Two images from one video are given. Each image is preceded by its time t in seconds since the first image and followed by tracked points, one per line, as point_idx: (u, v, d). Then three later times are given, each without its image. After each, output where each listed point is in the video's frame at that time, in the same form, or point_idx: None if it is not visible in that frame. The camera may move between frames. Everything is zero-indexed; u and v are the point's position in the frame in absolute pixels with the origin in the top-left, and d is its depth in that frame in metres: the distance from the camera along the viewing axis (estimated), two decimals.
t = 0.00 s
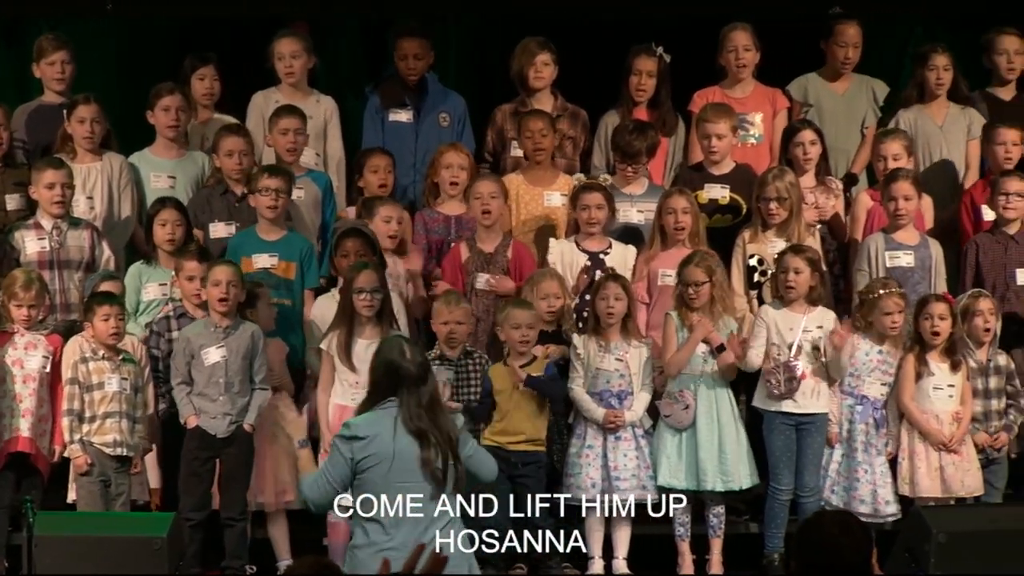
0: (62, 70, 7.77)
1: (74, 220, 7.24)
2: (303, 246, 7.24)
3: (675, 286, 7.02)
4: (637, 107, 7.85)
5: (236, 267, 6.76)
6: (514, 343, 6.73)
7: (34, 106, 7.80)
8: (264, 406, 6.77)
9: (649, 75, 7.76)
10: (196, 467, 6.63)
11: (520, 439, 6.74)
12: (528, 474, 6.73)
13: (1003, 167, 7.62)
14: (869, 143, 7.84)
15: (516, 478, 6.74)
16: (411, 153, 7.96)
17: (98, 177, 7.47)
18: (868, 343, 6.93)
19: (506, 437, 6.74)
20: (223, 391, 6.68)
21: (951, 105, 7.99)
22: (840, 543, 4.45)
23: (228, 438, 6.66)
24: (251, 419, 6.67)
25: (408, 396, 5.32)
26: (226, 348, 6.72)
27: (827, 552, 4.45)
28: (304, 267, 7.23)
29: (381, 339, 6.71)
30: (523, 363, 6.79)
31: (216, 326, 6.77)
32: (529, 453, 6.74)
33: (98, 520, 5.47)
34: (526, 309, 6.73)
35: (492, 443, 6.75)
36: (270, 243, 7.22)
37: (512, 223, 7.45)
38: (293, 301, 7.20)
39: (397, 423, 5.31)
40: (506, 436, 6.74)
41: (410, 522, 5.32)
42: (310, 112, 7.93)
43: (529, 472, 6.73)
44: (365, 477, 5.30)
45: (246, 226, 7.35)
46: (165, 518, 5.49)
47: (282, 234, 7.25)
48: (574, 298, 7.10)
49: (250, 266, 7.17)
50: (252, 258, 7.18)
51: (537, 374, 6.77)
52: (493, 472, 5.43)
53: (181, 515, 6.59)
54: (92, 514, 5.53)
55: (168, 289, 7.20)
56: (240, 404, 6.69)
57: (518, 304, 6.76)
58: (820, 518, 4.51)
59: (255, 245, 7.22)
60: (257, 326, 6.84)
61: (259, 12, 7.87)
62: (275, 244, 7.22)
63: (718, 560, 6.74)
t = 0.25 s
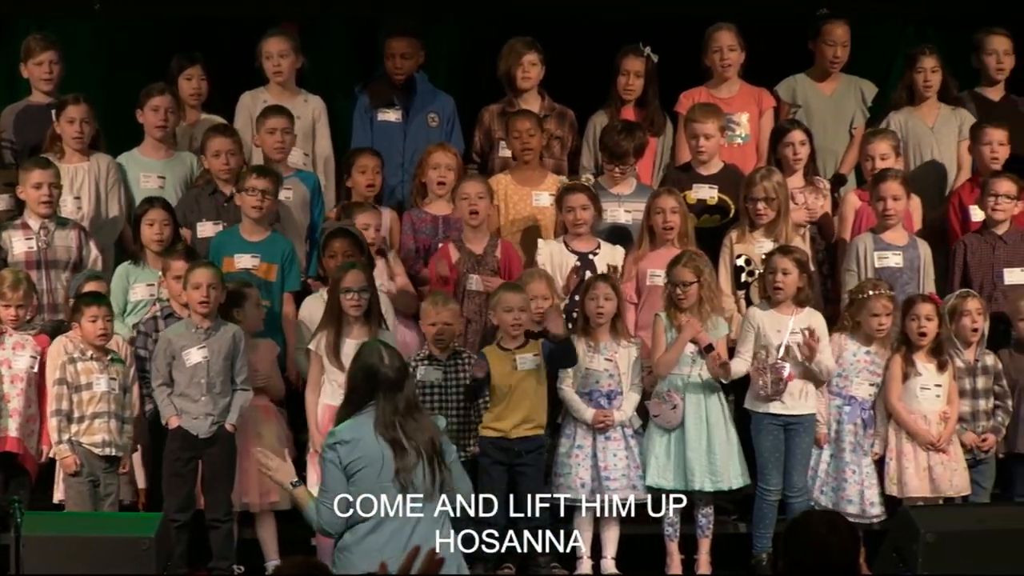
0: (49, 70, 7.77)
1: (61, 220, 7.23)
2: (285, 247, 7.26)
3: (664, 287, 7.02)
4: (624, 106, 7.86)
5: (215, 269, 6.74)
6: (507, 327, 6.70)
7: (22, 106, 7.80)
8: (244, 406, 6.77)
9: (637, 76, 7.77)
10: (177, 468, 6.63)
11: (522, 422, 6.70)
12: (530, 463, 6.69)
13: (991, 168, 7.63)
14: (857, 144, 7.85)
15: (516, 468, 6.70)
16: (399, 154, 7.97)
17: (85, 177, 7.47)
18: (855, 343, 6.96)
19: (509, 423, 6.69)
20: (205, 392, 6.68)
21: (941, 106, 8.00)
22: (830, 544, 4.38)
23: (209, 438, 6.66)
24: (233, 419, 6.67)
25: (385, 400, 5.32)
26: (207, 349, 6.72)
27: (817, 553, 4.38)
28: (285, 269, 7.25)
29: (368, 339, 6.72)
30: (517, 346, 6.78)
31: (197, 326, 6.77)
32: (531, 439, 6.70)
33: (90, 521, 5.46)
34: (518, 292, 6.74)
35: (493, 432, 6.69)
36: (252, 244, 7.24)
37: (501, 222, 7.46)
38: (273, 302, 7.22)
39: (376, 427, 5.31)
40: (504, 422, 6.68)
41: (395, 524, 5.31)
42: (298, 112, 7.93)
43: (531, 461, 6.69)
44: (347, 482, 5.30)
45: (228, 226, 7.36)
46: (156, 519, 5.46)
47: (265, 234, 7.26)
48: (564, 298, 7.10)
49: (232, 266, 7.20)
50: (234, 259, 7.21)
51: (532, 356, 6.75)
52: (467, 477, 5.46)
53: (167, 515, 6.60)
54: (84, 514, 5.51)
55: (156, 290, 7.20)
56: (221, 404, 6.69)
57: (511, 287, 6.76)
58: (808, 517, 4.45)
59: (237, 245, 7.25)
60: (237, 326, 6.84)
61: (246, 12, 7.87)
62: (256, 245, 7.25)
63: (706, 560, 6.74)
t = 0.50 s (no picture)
0: (37, 70, 7.77)
1: (48, 220, 7.23)
2: (264, 247, 7.26)
3: (653, 287, 7.02)
4: (613, 106, 7.85)
5: (202, 267, 6.75)
6: (497, 335, 6.69)
7: (9, 106, 7.80)
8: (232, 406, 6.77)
9: (626, 76, 7.77)
10: (165, 468, 6.62)
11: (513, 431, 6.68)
12: (522, 466, 6.69)
13: (978, 167, 7.60)
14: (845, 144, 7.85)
15: (508, 472, 6.70)
16: (388, 153, 7.95)
17: (71, 177, 7.47)
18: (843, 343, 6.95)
19: (500, 430, 6.67)
20: (193, 390, 6.67)
21: (930, 106, 7.99)
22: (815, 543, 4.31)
23: (197, 437, 6.66)
24: (221, 419, 6.67)
25: (395, 398, 5.25)
26: (195, 348, 6.72)
27: (803, 552, 4.31)
28: (264, 269, 7.25)
29: (353, 339, 6.74)
30: (510, 356, 6.73)
31: (184, 325, 6.77)
32: (523, 445, 6.69)
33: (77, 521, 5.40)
34: (508, 300, 6.73)
35: (486, 438, 6.67)
36: (233, 244, 7.24)
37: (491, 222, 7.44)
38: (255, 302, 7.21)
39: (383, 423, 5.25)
40: (498, 428, 6.66)
41: (388, 521, 5.25)
42: (286, 112, 7.94)
43: (524, 466, 6.69)
44: (346, 474, 5.26)
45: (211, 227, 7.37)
46: (144, 520, 5.41)
47: (245, 235, 7.26)
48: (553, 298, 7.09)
49: (211, 267, 7.18)
50: (215, 259, 7.20)
51: (525, 367, 6.70)
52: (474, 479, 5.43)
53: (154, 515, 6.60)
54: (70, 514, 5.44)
55: (145, 290, 7.19)
56: (209, 403, 6.69)
57: (500, 295, 6.76)
58: (795, 521, 4.38)
59: (218, 245, 7.25)
60: (224, 326, 6.85)
61: (233, 12, 7.86)
62: (239, 245, 7.24)
63: (694, 560, 6.74)
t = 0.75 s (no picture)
0: (26, 70, 7.77)
1: (38, 220, 7.24)
2: (255, 245, 7.28)
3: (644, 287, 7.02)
4: (603, 105, 7.86)
5: (196, 266, 6.75)
6: (489, 325, 6.68)
7: None
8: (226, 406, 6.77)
9: (616, 75, 7.79)
10: (158, 468, 6.62)
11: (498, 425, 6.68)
12: (509, 462, 6.68)
13: (967, 167, 7.58)
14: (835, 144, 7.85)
15: (496, 468, 6.69)
16: (380, 153, 7.95)
17: (61, 177, 7.46)
18: (831, 342, 6.97)
19: (484, 424, 6.68)
20: (187, 390, 6.67)
21: (921, 106, 7.99)
22: (806, 543, 4.33)
23: (192, 437, 6.66)
24: (215, 419, 6.68)
25: (411, 400, 5.24)
26: (190, 348, 6.72)
27: (793, 553, 4.33)
28: (257, 267, 7.27)
29: (339, 339, 6.74)
30: (498, 346, 6.74)
31: (179, 325, 6.76)
32: (509, 439, 6.68)
33: (66, 521, 5.40)
34: (500, 290, 6.73)
35: (470, 431, 6.68)
36: (224, 245, 7.26)
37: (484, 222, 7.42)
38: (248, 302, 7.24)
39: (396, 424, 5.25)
40: (481, 422, 6.67)
41: (380, 521, 5.24)
42: (275, 112, 7.94)
43: (510, 461, 6.68)
44: (347, 468, 5.25)
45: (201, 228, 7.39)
46: (133, 520, 5.42)
47: (235, 234, 7.28)
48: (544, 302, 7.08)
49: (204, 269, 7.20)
50: (207, 260, 7.22)
51: (512, 359, 6.70)
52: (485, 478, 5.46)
53: (146, 515, 6.60)
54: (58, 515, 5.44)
55: (136, 290, 7.19)
56: (204, 403, 6.69)
57: (492, 285, 6.76)
58: (786, 521, 4.38)
59: (209, 247, 7.27)
60: (218, 326, 6.84)
61: (222, 12, 7.86)
62: (229, 245, 7.26)
63: (683, 560, 6.74)
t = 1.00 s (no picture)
0: (14, 71, 7.77)
1: (25, 220, 7.24)
2: (245, 244, 7.28)
3: (631, 287, 7.03)
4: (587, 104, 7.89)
5: (190, 269, 6.74)
6: (475, 334, 6.73)
7: None
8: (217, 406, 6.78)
9: (595, 73, 7.81)
10: (147, 468, 6.64)
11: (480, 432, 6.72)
12: (490, 469, 6.71)
13: (955, 166, 7.55)
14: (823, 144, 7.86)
15: (476, 473, 6.73)
16: (371, 153, 7.96)
17: (48, 178, 7.46)
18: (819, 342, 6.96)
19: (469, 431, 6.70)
20: (177, 391, 6.67)
21: (908, 106, 8.00)
22: (795, 543, 4.41)
23: (182, 438, 6.67)
24: (205, 419, 6.68)
25: (397, 397, 5.29)
26: (180, 349, 6.72)
27: (781, 552, 4.41)
28: (247, 266, 7.27)
29: (323, 339, 6.75)
30: (481, 356, 6.80)
31: (170, 326, 6.76)
32: (491, 446, 6.72)
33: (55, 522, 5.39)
34: (486, 299, 6.77)
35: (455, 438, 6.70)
36: (215, 244, 7.27)
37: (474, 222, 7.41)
38: (238, 301, 7.23)
39: (381, 422, 5.28)
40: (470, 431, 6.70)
41: (366, 520, 5.29)
42: (262, 112, 7.95)
43: (492, 467, 6.72)
44: (335, 469, 5.27)
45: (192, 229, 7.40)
46: (121, 519, 5.40)
47: (226, 233, 7.29)
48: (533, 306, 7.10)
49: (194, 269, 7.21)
50: (198, 260, 7.23)
51: (496, 367, 6.77)
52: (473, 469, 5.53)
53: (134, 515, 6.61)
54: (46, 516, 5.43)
55: (124, 290, 7.19)
56: (194, 404, 6.69)
57: (478, 295, 6.80)
58: (772, 521, 4.45)
59: (201, 248, 7.28)
60: (210, 326, 6.84)
61: (208, 12, 7.86)
62: (220, 244, 7.27)
63: (671, 561, 6.73)
